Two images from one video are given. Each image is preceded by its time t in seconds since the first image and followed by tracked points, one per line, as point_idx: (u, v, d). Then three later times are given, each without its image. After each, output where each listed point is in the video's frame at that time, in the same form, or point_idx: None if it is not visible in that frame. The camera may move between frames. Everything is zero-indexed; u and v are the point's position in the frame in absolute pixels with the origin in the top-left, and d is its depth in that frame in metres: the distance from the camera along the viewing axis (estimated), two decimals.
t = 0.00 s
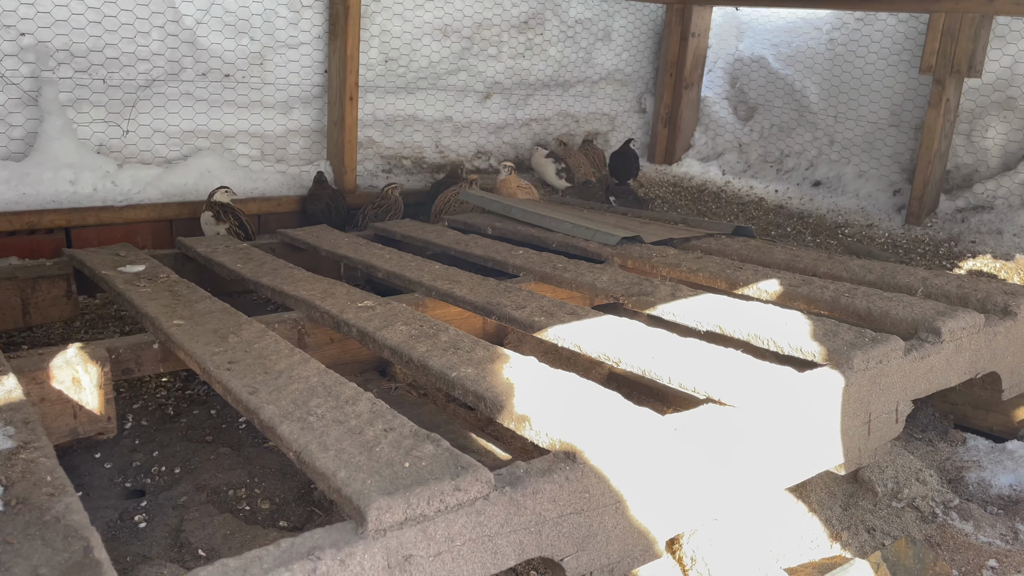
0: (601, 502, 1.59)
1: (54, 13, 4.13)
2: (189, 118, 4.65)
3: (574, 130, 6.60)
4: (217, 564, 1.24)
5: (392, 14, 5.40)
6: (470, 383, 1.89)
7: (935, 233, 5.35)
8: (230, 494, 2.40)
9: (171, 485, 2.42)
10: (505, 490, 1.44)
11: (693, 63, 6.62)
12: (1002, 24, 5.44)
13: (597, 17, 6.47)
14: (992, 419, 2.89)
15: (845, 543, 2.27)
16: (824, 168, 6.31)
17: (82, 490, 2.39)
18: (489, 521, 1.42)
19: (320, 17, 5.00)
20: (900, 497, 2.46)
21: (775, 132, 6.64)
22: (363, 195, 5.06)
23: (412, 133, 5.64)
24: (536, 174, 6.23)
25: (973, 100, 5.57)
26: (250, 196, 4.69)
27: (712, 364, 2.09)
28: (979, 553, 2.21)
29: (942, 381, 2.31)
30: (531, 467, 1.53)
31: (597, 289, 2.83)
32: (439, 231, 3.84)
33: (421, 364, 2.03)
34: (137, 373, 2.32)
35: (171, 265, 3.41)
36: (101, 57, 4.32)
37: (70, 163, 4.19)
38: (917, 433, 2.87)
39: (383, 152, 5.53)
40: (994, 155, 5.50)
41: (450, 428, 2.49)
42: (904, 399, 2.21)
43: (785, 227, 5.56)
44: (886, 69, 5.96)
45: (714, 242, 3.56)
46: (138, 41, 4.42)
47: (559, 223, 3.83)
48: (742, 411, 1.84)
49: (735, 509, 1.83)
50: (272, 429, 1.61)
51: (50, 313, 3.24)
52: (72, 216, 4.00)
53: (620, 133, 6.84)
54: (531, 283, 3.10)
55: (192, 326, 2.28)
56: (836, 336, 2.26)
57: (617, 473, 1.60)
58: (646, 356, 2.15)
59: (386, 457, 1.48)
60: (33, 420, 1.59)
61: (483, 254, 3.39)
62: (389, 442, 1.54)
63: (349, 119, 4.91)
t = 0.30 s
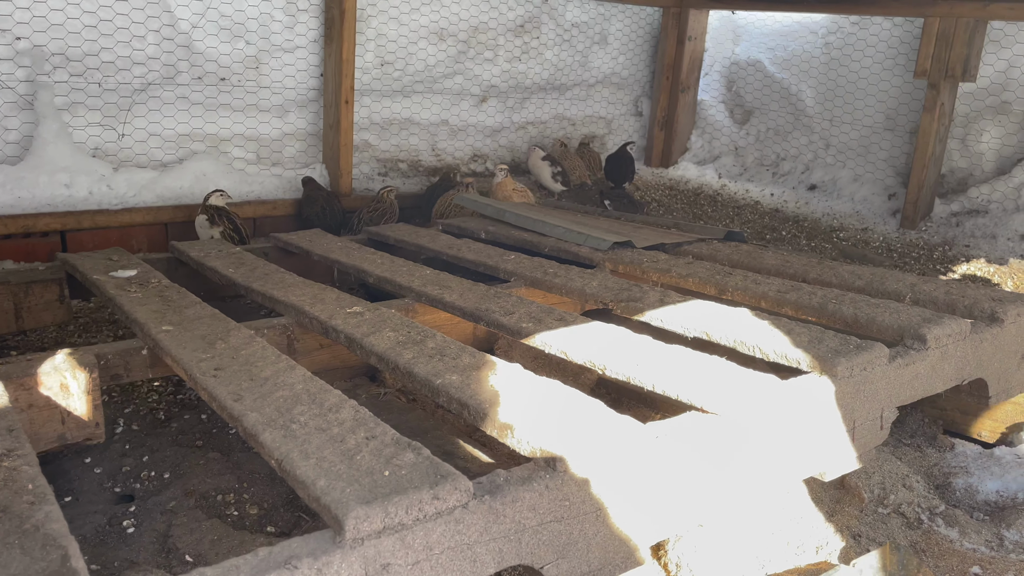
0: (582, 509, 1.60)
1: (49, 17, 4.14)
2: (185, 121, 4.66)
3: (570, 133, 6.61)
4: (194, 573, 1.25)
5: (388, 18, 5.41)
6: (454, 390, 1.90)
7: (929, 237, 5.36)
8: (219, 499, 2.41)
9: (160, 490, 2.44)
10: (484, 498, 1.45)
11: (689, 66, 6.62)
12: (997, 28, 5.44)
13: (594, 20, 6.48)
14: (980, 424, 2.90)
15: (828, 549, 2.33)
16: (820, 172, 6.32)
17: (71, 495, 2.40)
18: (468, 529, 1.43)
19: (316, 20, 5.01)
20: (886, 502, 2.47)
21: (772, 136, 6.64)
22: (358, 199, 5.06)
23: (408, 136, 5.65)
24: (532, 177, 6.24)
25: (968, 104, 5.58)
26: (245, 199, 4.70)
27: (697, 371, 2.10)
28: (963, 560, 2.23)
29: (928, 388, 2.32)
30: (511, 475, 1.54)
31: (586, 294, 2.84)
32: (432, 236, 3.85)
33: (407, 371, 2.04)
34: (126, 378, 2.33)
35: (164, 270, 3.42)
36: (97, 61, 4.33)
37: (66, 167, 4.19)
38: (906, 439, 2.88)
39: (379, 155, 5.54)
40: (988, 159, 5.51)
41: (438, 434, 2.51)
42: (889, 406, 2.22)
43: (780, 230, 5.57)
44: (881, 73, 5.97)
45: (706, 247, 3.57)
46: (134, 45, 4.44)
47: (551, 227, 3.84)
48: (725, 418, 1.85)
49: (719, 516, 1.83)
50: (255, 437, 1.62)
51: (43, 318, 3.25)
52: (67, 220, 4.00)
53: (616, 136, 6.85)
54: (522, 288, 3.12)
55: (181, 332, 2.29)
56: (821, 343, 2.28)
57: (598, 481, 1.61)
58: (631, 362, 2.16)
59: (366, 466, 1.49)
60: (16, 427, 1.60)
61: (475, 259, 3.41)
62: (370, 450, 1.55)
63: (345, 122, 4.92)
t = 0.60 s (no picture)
0: (570, 505, 1.60)
1: (49, 17, 4.16)
2: (184, 121, 4.68)
3: (570, 134, 6.61)
4: (179, 566, 1.26)
5: (388, 18, 5.42)
6: (444, 387, 1.91)
7: (928, 238, 5.35)
8: (212, 496, 2.41)
9: (154, 487, 2.44)
10: (471, 493, 1.45)
11: (689, 67, 6.61)
12: (996, 29, 5.44)
13: (594, 21, 6.49)
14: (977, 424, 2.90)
15: (823, 548, 2.30)
16: (819, 173, 6.31)
17: (65, 491, 2.41)
18: (455, 524, 1.44)
19: (316, 20, 5.02)
20: (880, 501, 2.46)
21: (772, 137, 6.64)
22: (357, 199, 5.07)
23: (407, 136, 5.66)
24: (531, 177, 6.24)
25: (967, 105, 5.57)
26: (244, 199, 4.71)
27: (689, 370, 2.10)
28: (955, 559, 2.26)
29: (921, 387, 2.32)
30: (499, 470, 1.54)
31: (581, 293, 2.85)
32: (429, 235, 3.85)
33: (399, 368, 2.05)
34: (120, 376, 2.33)
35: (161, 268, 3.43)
36: (97, 60, 4.34)
37: (65, 166, 4.20)
38: (901, 438, 2.88)
39: (379, 155, 5.54)
40: (988, 160, 5.50)
41: (431, 432, 2.51)
42: (882, 404, 2.22)
43: (779, 231, 5.56)
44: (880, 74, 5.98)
45: (703, 246, 3.57)
46: (133, 45, 4.45)
47: (548, 226, 3.84)
48: (716, 415, 1.85)
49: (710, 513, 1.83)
50: (244, 432, 1.63)
51: (39, 316, 3.26)
52: (66, 219, 4.01)
53: (616, 137, 6.85)
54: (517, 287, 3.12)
55: (175, 329, 2.29)
56: (813, 342, 2.28)
57: (587, 477, 1.62)
58: (623, 360, 2.16)
59: (354, 461, 1.49)
60: (7, 422, 1.62)
61: (471, 258, 3.41)
62: (359, 445, 1.56)
63: (344, 122, 4.92)
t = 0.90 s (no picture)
0: (566, 518, 1.61)
1: (53, 25, 4.18)
2: (188, 128, 4.70)
3: (572, 141, 6.62)
4: None
5: (391, 26, 5.44)
6: (442, 399, 1.91)
7: (931, 246, 5.34)
8: (212, 505, 2.42)
9: (155, 495, 2.45)
10: (466, 507, 1.46)
11: (692, 74, 6.65)
12: (1000, 36, 5.38)
13: (596, 28, 6.50)
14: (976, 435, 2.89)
15: (822, 559, 2.30)
16: (822, 180, 6.31)
17: (66, 500, 2.42)
18: (450, 538, 1.44)
19: (319, 28, 5.05)
20: (878, 513, 2.45)
21: (774, 144, 6.64)
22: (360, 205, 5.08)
23: (410, 143, 5.68)
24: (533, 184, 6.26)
25: (969, 113, 5.57)
26: (247, 206, 4.73)
27: (685, 381, 2.11)
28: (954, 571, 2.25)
29: (920, 398, 2.33)
30: (495, 484, 1.55)
31: (581, 303, 2.85)
32: (430, 243, 3.86)
33: (397, 380, 2.06)
34: (120, 385, 2.35)
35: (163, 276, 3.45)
36: (101, 68, 4.37)
37: (69, 173, 4.22)
38: (900, 449, 2.88)
39: (381, 162, 5.56)
40: (990, 168, 5.49)
41: (431, 442, 2.52)
42: (879, 416, 2.22)
43: (781, 239, 5.56)
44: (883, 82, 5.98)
45: (703, 255, 3.58)
46: (137, 53, 4.48)
47: (549, 234, 3.86)
48: (713, 427, 1.85)
49: (706, 525, 1.84)
50: (241, 444, 1.64)
51: (42, 323, 3.30)
52: (70, 224, 4.02)
53: (619, 143, 6.86)
54: (517, 297, 3.13)
55: (175, 338, 2.31)
56: (811, 353, 2.28)
57: (584, 489, 1.62)
58: (621, 371, 2.17)
59: (350, 475, 1.50)
60: (6, 434, 1.63)
61: (472, 266, 3.42)
62: (355, 458, 1.56)
63: (347, 129, 4.93)
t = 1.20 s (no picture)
0: (569, 538, 1.62)
1: (63, 37, 4.21)
2: (195, 139, 4.73)
3: (577, 151, 6.64)
4: None
5: (397, 37, 5.47)
6: (447, 416, 1.92)
7: (936, 257, 5.34)
8: (217, 519, 2.44)
9: (160, 509, 2.47)
10: (470, 527, 1.47)
11: (697, 85, 6.63)
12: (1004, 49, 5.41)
13: (601, 39, 6.53)
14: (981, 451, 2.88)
15: None
16: (827, 191, 6.31)
17: (72, 513, 2.44)
18: (453, 558, 1.45)
19: (326, 40, 5.08)
20: (882, 529, 2.45)
21: (779, 154, 6.65)
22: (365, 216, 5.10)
23: (416, 154, 5.70)
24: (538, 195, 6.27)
25: (974, 125, 5.57)
26: (253, 216, 4.76)
27: (689, 399, 2.11)
28: None
29: (925, 415, 2.33)
30: (498, 504, 1.56)
31: (585, 317, 2.86)
32: (435, 255, 3.88)
33: (402, 396, 2.07)
34: (127, 399, 2.37)
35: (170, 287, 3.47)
36: (109, 79, 4.40)
37: (78, 184, 4.26)
38: (904, 464, 2.88)
39: (387, 172, 5.58)
40: (996, 180, 5.49)
41: (435, 456, 2.53)
42: (883, 433, 2.22)
43: (786, 250, 5.56)
44: (888, 93, 5.98)
45: (707, 268, 3.59)
46: (145, 64, 4.51)
47: (554, 247, 3.87)
48: (715, 447, 1.86)
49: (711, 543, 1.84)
50: (247, 462, 1.65)
51: (50, 334, 3.31)
52: (78, 235, 4.05)
53: (624, 153, 6.88)
54: (522, 310, 3.14)
55: (182, 353, 2.33)
56: (814, 370, 2.29)
57: (587, 509, 1.63)
58: (624, 389, 2.17)
59: (354, 494, 1.51)
60: (15, 451, 1.65)
61: (476, 279, 3.43)
62: (359, 477, 1.57)
63: (353, 140, 4.96)
